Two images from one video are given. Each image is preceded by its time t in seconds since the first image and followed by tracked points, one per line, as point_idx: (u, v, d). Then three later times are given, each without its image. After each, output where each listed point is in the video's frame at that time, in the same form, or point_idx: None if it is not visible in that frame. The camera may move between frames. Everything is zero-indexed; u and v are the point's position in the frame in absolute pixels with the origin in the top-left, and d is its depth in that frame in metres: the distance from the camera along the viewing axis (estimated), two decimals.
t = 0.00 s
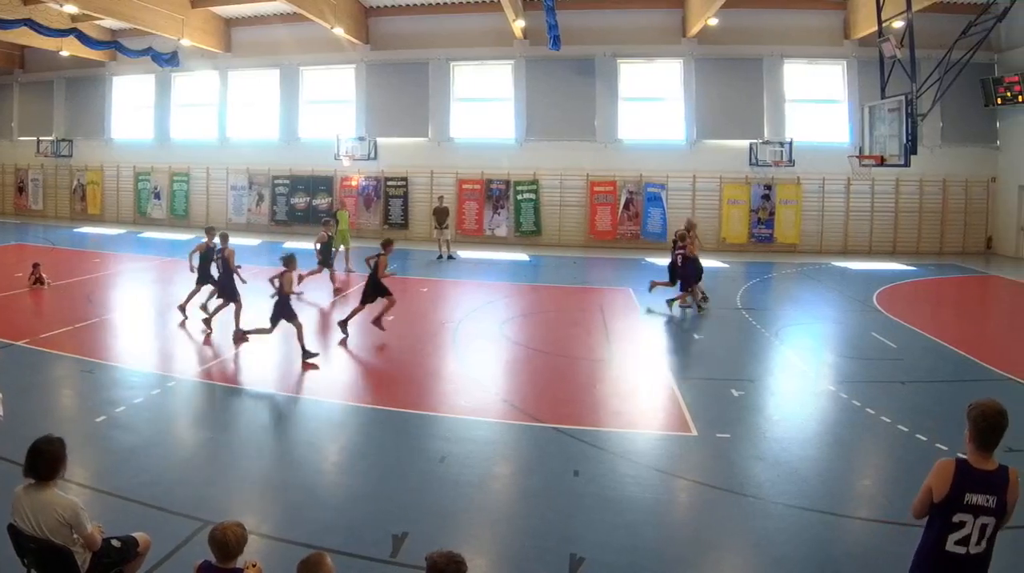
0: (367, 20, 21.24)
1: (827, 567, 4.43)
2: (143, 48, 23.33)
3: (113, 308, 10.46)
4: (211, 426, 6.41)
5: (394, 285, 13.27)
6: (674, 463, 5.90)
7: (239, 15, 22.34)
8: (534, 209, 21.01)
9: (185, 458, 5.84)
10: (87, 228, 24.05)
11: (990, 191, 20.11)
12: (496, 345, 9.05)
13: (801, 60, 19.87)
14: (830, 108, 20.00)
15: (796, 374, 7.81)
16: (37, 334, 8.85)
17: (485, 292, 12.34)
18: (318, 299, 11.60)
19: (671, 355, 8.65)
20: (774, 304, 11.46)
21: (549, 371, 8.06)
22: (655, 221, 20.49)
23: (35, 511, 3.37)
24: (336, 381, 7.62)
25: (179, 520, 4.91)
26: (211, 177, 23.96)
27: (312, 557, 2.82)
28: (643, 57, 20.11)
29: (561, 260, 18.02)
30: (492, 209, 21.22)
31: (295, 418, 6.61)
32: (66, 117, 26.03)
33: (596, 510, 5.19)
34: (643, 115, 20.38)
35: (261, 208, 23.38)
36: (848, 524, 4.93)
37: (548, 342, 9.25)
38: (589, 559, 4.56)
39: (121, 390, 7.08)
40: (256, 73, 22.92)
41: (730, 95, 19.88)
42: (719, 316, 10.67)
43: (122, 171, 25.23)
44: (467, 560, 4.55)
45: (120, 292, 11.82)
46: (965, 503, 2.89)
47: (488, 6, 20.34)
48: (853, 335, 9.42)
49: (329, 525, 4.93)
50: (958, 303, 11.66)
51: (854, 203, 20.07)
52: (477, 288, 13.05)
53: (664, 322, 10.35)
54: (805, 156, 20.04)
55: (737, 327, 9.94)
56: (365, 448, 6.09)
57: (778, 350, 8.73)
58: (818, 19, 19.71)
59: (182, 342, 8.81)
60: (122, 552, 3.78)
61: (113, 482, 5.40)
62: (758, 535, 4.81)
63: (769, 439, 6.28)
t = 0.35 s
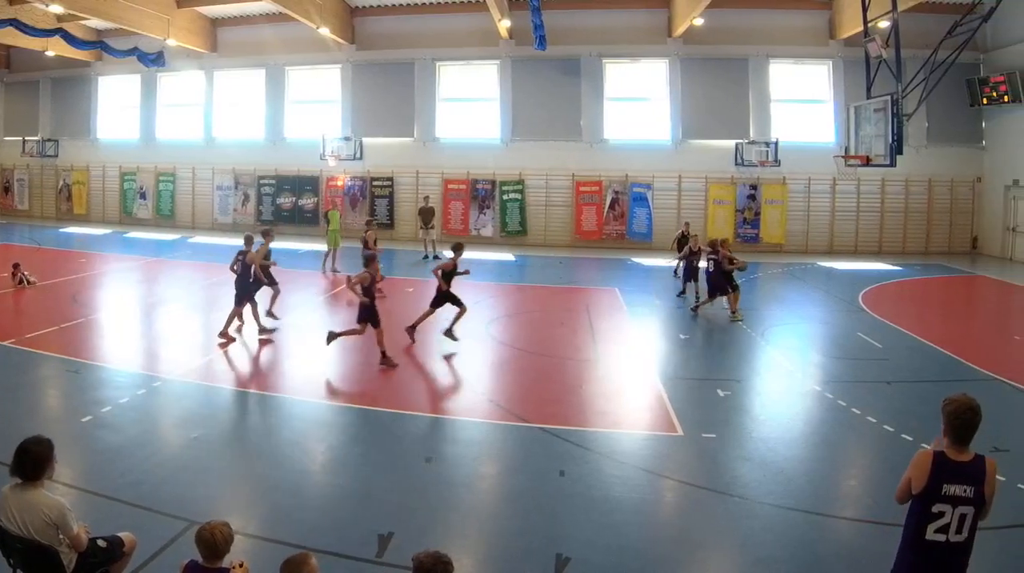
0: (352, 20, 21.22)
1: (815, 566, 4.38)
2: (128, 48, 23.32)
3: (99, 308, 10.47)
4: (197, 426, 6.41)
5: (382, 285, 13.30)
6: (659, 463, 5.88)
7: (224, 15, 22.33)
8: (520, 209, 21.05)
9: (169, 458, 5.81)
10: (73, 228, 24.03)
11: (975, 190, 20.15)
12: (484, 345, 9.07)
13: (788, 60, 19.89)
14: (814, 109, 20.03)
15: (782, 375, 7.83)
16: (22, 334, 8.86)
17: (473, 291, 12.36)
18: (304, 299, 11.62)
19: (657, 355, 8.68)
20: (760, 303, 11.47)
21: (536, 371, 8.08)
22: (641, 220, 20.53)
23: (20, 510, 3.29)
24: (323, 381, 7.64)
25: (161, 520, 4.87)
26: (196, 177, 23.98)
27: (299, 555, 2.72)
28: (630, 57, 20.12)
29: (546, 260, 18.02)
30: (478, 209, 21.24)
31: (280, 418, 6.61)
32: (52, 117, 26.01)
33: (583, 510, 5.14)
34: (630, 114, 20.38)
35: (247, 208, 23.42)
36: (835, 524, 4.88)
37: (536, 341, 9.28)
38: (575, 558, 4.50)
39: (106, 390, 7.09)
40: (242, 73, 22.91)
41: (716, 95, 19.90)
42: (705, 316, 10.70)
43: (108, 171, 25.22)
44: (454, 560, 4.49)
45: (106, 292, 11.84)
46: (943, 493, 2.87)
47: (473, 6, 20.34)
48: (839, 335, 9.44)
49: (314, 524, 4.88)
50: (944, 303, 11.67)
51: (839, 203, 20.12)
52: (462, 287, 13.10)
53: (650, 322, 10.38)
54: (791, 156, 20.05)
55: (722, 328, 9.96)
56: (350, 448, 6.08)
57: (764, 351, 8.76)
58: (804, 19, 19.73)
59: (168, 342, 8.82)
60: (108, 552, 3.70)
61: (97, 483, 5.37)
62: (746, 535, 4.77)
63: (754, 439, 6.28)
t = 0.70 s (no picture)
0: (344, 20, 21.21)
1: (807, 566, 4.38)
2: (121, 48, 23.32)
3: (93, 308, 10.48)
4: (190, 426, 6.41)
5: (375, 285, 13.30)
6: (653, 462, 5.88)
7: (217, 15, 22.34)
8: (513, 209, 21.06)
9: (162, 458, 5.80)
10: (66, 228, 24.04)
11: (968, 190, 20.15)
12: (477, 346, 9.07)
13: (782, 60, 19.90)
14: (808, 108, 20.04)
15: (776, 375, 7.84)
16: (16, 334, 8.86)
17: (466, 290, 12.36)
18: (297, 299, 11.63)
19: (651, 355, 8.69)
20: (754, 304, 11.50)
21: (529, 371, 8.09)
22: (635, 220, 20.53)
23: (14, 510, 3.29)
24: (316, 381, 7.64)
25: (154, 520, 4.86)
26: (190, 177, 23.98)
27: (292, 556, 2.70)
28: (624, 57, 20.12)
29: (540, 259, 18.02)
30: (471, 209, 21.23)
31: (273, 419, 6.61)
32: (45, 117, 26.00)
33: (576, 510, 5.14)
34: (624, 114, 20.39)
35: (241, 208, 23.43)
36: (828, 524, 4.88)
37: (529, 341, 9.29)
38: (568, 559, 4.49)
39: (100, 390, 7.09)
40: (236, 73, 22.90)
41: (710, 95, 19.90)
42: (699, 316, 10.73)
43: (101, 171, 25.21)
44: (447, 560, 4.48)
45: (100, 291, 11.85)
46: (942, 491, 2.87)
47: (466, 7, 20.35)
48: (833, 335, 9.45)
49: (307, 525, 4.87)
50: (936, 303, 11.68)
51: (833, 203, 20.14)
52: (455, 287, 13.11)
53: (643, 321, 10.42)
54: (784, 157, 20.05)
55: (716, 327, 9.97)
56: (343, 449, 6.07)
57: (758, 351, 8.77)
58: (798, 19, 19.73)
59: (162, 342, 8.84)
60: (101, 552, 3.70)
61: (90, 482, 5.36)
62: (740, 535, 4.76)
63: (747, 439, 6.28)
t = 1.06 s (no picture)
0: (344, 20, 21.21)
1: (807, 566, 4.38)
2: (121, 48, 23.32)
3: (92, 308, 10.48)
4: (190, 426, 6.41)
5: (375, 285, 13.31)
6: (653, 463, 5.87)
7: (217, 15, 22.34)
8: (513, 209, 21.07)
9: (161, 458, 5.81)
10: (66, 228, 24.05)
11: (968, 190, 20.15)
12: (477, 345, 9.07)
13: (782, 60, 19.90)
14: (808, 108, 20.04)
15: (776, 375, 7.84)
16: (16, 334, 8.86)
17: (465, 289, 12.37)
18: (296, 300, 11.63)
19: (652, 355, 8.70)
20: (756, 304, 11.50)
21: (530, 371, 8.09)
22: (635, 221, 20.54)
23: (14, 510, 3.29)
24: (315, 381, 7.65)
25: (154, 520, 4.86)
26: (190, 177, 23.98)
27: (291, 556, 2.70)
28: (624, 57, 20.12)
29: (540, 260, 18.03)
30: (471, 209, 21.23)
31: (272, 419, 6.61)
32: (45, 117, 26.00)
33: (575, 510, 5.14)
34: (624, 114, 20.39)
35: (241, 208, 23.44)
36: (828, 524, 4.88)
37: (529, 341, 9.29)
38: (569, 559, 4.49)
39: (100, 389, 7.09)
40: (236, 73, 22.90)
41: (710, 95, 19.90)
42: (699, 316, 10.73)
43: (101, 171, 25.21)
44: (446, 560, 4.48)
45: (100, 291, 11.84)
46: (972, 492, 2.87)
47: (466, 7, 20.35)
48: (833, 335, 9.45)
49: (306, 525, 4.87)
50: (935, 303, 11.69)
51: (832, 203, 20.14)
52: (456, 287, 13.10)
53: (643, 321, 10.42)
54: (784, 157, 20.05)
55: (715, 327, 9.98)
56: (343, 449, 6.07)
57: (758, 351, 8.77)
58: (798, 19, 19.73)
59: (162, 342, 8.83)
60: (101, 551, 3.70)
61: (89, 482, 5.36)
62: (740, 535, 4.76)
63: (748, 439, 6.28)
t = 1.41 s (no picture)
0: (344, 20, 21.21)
1: (807, 566, 4.38)
2: (121, 48, 23.32)
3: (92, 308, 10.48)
4: (190, 426, 6.41)
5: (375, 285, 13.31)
6: (654, 463, 5.87)
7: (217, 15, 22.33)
8: (514, 209, 21.07)
9: (161, 458, 5.81)
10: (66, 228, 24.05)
11: (968, 190, 20.15)
12: (477, 345, 9.08)
13: (782, 60, 19.90)
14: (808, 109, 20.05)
15: (776, 375, 7.84)
16: (16, 334, 8.86)
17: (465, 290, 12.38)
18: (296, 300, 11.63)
19: (653, 355, 8.70)
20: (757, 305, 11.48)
21: (529, 371, 8.09)
22: (635, 221, 20.54)
23: (14, 510, 3.29)
24: (315, 381, 7.65)
25: (153, 520, 4.86)
26: (190, 177, 23.99)
27: (291, 557, 2.69)
28: (624, 57, 20.12)
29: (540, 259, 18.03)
30: (471, 209, 21.23)
31: (272, 419, 6.61)
32: (45, 117, 26.00)
33: (575, 510, 5.14)
34: (624, 115, 20.39)
35: (241, 208, 23.44)
36: (828, 524, 4.88)
37: (529, 341, 9.30)
38: (569, 558, 4.49)
39: (100, 389, 7.09)
40: (236, 73, 22.90)
41: (710, 95, 19.89)
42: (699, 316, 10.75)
43: (101, 171, 25.21)
44: (446, 560, 4.48)
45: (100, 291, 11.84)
46: (1000, 493, 2.85)
47: (466, 7, 20.35)
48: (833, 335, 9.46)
49: (306, 525, 4.87)
50: (935, 303, 11.70)
51: (832, 203, 20.14)
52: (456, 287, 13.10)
53: (644, 321, 10.43)
54: (784, 157, 20.05)
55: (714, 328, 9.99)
56: (343, 449, 6.06)
57: (758, 351, 8.78)
58: (798, 19, 19.74)
59: (162, 342, 8.83)
60: (101, 551, 3.70)
61: (89, 482, 5.36)
62: (740, 535, 4.76)
63: (748, 440, 6.28)
